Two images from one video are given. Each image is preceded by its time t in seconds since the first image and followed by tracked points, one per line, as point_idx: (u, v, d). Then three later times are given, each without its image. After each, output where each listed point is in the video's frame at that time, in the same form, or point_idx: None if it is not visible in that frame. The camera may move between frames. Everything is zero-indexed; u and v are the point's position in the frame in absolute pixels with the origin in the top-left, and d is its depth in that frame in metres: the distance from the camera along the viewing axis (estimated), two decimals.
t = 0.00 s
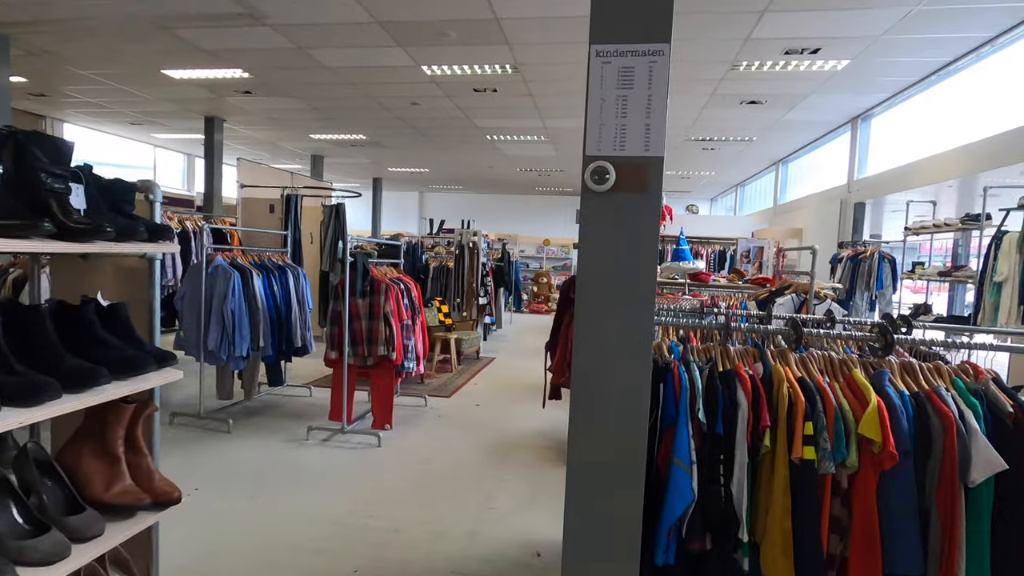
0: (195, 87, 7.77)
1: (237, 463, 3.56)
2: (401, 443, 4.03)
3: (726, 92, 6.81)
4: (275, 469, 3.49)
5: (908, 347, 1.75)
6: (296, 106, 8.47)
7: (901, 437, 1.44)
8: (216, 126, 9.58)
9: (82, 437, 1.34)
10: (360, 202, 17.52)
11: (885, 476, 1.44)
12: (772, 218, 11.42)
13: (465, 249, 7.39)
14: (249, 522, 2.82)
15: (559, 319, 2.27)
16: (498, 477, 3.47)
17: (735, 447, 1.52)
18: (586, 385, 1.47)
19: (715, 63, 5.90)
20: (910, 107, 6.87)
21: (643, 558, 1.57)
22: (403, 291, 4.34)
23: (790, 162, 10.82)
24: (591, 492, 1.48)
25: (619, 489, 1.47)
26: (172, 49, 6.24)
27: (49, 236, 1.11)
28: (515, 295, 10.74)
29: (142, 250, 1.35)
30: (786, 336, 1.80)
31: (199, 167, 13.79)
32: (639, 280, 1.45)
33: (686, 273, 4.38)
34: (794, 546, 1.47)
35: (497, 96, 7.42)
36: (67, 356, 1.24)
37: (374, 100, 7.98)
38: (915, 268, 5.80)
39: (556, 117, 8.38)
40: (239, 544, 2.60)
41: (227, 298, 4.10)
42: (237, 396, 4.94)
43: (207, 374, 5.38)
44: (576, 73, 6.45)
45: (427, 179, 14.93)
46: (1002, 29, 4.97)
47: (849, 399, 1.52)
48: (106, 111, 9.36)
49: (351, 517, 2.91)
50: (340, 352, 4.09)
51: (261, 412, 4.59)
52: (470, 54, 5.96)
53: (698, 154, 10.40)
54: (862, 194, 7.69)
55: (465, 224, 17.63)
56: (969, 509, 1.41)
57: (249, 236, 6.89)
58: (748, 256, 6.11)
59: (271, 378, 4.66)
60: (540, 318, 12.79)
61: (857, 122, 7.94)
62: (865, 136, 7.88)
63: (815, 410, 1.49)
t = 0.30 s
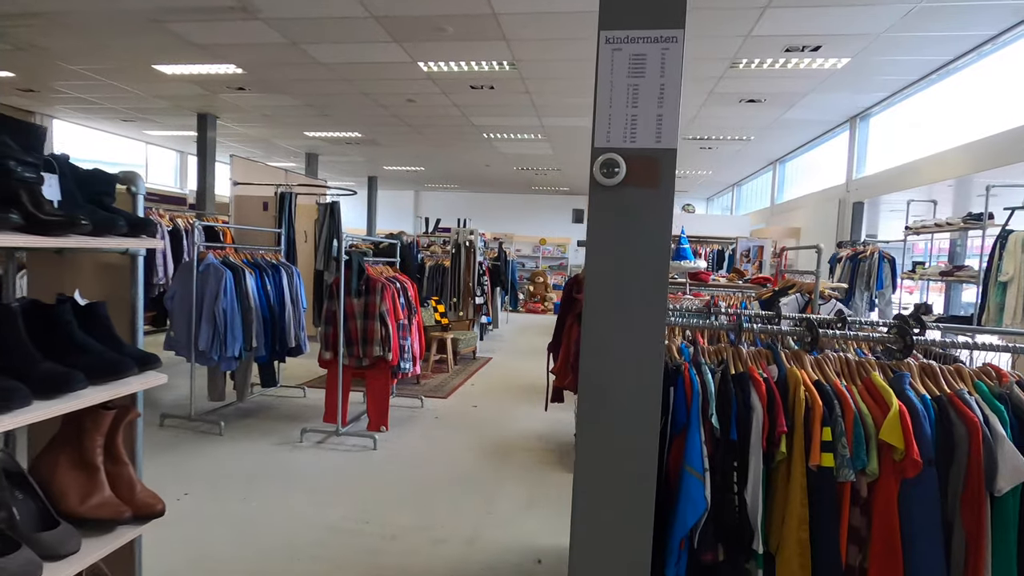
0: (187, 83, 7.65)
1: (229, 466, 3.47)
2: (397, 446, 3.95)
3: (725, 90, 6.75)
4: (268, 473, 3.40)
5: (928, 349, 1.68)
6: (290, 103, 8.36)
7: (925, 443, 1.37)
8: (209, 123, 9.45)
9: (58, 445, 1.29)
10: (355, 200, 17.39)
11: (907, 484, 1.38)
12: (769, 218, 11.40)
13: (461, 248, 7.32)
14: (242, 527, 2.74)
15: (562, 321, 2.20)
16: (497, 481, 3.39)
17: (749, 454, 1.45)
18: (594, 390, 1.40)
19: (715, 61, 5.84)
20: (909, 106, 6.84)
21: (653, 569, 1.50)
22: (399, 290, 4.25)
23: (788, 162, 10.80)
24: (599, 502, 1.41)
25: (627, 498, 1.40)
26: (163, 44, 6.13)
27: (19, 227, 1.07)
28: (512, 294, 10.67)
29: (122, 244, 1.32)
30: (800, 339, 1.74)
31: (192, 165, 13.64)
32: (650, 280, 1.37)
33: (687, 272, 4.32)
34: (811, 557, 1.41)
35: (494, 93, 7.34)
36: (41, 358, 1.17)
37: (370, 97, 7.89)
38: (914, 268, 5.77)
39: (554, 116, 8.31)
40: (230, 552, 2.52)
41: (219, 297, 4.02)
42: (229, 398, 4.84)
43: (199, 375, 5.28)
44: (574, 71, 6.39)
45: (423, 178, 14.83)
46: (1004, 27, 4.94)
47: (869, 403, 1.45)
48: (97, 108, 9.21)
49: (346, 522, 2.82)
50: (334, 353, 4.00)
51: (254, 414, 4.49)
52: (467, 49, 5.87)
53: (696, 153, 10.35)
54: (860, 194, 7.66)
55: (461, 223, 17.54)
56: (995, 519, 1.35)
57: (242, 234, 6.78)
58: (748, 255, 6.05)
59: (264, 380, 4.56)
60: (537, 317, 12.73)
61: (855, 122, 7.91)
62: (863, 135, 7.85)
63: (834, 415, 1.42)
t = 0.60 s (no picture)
0: (178, 78, 7.50)
1: (219, 471, 3.36)
2: (395, 449, 3.84)
3: (724, 88, 6.69)
4: (260, 478, 3.29)
5: (960, 354, 1.60)
6: (283, 98, 8.22)
7: (962, 453, 1.29)
8: (200, 119, 9.30)
9: (29, 461, 1.21)
10: (349, 198, 17.24)
11: (942, 496, 1.30)
12: (765, 217, 11.37)
13: (457, 246, 7.22)
14: (232, 536, 2.63)
15: (568, 321, 2.10)
16: (497, 486, 3.30)
17: (774, 464, 1.37)
18: (610, 398, 1.31)
19: (716, 58, 5.78)
20: (909, 105, 6.80)
21: None
22: (396, 289, 4.15)
23: (784, 161, 10.77)
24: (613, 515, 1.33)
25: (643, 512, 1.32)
26: (153, 36, 5.99)
27: None
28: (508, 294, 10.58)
29: (99, 238, 1.23)
30: (824, 342, 1.59)
31: (183, 162, 13.45)
32: (671, 280, 1.29)
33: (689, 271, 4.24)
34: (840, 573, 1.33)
35: (491, 89, 7.23)
36: (13, 365, 1.10)
37: (364, 93, 7.77)
38: (916, 267, 5.72)
39: (551, 113, 8.23)
40: (220, 562, 2.41)
41: (210, 296, 3.90)
42: (220, 400, 4.72)
43: (189, 376, 5.15)
44: (573, 67, 6.32)
45: (418, 176, 14.71)
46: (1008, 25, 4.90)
47: (900, 409, 1.37)
48: (85, 103, 9.04)
49: (342, 530, 2.72)
50: (329, 353, 3.89)
51: (246, 416, 4.37)
52: (465, 44, 5.77)
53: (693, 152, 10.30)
54: (859, 193, 7.63)
55: (456, 221, 17.42)
56: None
57: (234, 232, 6.65)
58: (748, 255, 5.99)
59: (257, 381, 4.44)
60: (532, 317, 12.65)
61: (854, 120, 7.87)
62: (862, 134, 7.81)
63: (864, 423, 1.34)
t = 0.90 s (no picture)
0: (171, 75, 7.38)
1: (214, 478, 3.26)
2: (394, 454, 3.76)
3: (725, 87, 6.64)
4: (256, 484, 3.21)
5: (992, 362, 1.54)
6: (279, 96, 8.12)
7: (1002, 467, 1.23)
8: (194, 117, 9.17)
9: (13, 480, 1.16)
10: (345, 197, 17.12)
11: (980, 512, 1.24)
12: (764, 217, 11.33)
13: (455, 246, 7.14)
14: (227, 547, 2.54)
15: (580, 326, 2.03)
16: (500, 492, 3.23)
17: (803, 478, 1.30)
18: (631, 412, 1.25)
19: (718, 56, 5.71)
20: (910, 105, 6.77)
21: None
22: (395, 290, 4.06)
23: (783, 161, 10.74)
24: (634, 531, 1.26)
25: (666, 531, 1.26)
26: (146, 32, 5.88)
27: None
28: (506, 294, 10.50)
29: (88, 239, 1.16)
30: (850, 348, 1.55)
31: (176, 160, 13.30)
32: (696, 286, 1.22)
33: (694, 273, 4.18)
34: None
35: (490, 87, 7.15)
36: None
37: (361, 91, 7.67)
38: (919, 269, 5.68)
39: (550, 112, 8.15)
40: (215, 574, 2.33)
41: (204, 297, 3.81)
42: (215, 403, 4.61)
43: (183, 378, 5.04)
44: (573, 66, 6.24)
45: (414, 175, 14.61)
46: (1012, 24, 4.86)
47: (935, 420, 1.31)
48: (77, 99, 8.90)
49: (341, 540, 2.64)
50: (327, 356, 3.81)
51: (242, 420, 4.27)
52: (464, 42, 5.68)
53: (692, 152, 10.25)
54: (859, 193, 7.60)
55: (453, 221, 17.32)
56: None
57: (229, 231, 6.55)
58: (750, 255, 5.94)
59: (252, 384, 4.34)
60: (530, 317, 12.58)
61: (854, 120, 7.84)
62: (862, 134, 7.78)
63: (898, 435, 1.28)
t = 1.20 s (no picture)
0: (165, 73, 7.25)
1: (211, 491, 3.16)
2: (396, 463, 3.67)
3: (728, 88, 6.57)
4: (255, 497, 3.11)
5: None
6: (275, 96, 8.00)
7: None
8: (188, 116, 9.04)
9: None
10: (341, 197, 16.99)
11: None
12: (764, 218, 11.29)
13: (455, 248, 7.05)
14: (225, 566, 2.44)
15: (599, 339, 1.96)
16: (506, 504, 3.14)
17: (850, 509, 1.22)
18: (668, 442, 1.16)
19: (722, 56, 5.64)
20: (914, 106, 6.71)
21: None
22: (396, 295, 3.96)
23: (783, 162, 10.70)
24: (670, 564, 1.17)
25: (705, 566, 1.16)
26: (140, 30, 5.75)
27: None
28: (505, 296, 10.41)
29: (73, 255, 1.07)
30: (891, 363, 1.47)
31: (170, 161, 13.15)
32: (738, 307, 1.14)
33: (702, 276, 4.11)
34: None
35: (490, 87, 7.05)
36: None
37: (359, 91, 7.56)
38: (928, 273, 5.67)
39: (550, 112, 8.07)
40: None
41: (200, 302, 3.69)
42: (211, 411, 4.50)
43: (178, 385, 4.92)
44: (575, 66, 6.17)
45: (411, 175, 14.50)
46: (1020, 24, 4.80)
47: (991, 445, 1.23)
48: (69, 99, 8.75)
49: (343, 557, 2.55)
50: (327, 363, 3.71)
51: (239, 429, 4.16)
52: (465, 40, 5.59)
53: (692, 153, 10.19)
54: (861, 195, 7.56)
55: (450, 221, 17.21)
56: None
57: (224, 233, 6.44)
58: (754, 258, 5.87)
59: (249, 392, 4.22)
60: (528, 319, 12.49)
61: (857, 121, 7.80)
62: (865, 135, 7.74)
63: (953, 461, 1.20)
